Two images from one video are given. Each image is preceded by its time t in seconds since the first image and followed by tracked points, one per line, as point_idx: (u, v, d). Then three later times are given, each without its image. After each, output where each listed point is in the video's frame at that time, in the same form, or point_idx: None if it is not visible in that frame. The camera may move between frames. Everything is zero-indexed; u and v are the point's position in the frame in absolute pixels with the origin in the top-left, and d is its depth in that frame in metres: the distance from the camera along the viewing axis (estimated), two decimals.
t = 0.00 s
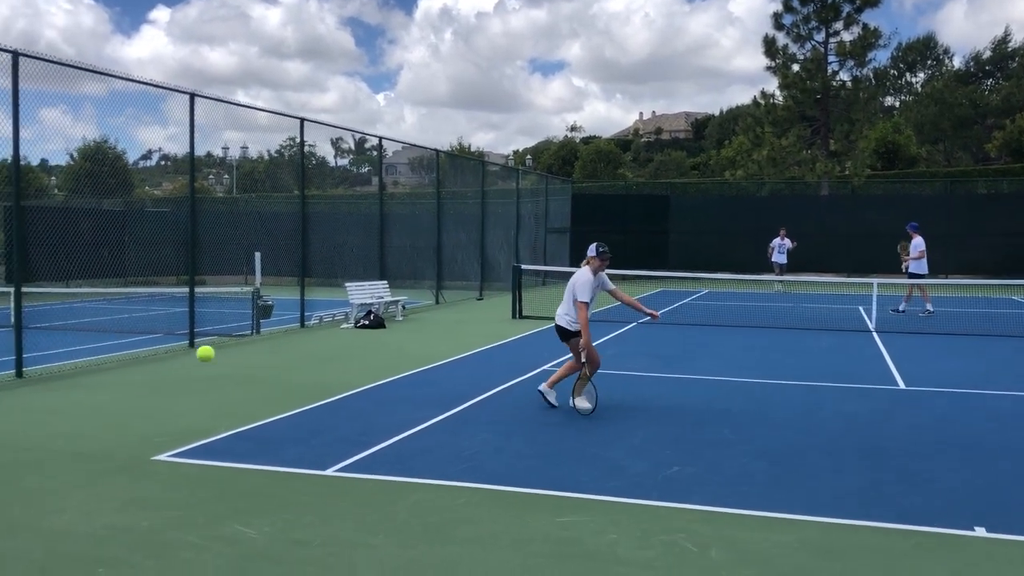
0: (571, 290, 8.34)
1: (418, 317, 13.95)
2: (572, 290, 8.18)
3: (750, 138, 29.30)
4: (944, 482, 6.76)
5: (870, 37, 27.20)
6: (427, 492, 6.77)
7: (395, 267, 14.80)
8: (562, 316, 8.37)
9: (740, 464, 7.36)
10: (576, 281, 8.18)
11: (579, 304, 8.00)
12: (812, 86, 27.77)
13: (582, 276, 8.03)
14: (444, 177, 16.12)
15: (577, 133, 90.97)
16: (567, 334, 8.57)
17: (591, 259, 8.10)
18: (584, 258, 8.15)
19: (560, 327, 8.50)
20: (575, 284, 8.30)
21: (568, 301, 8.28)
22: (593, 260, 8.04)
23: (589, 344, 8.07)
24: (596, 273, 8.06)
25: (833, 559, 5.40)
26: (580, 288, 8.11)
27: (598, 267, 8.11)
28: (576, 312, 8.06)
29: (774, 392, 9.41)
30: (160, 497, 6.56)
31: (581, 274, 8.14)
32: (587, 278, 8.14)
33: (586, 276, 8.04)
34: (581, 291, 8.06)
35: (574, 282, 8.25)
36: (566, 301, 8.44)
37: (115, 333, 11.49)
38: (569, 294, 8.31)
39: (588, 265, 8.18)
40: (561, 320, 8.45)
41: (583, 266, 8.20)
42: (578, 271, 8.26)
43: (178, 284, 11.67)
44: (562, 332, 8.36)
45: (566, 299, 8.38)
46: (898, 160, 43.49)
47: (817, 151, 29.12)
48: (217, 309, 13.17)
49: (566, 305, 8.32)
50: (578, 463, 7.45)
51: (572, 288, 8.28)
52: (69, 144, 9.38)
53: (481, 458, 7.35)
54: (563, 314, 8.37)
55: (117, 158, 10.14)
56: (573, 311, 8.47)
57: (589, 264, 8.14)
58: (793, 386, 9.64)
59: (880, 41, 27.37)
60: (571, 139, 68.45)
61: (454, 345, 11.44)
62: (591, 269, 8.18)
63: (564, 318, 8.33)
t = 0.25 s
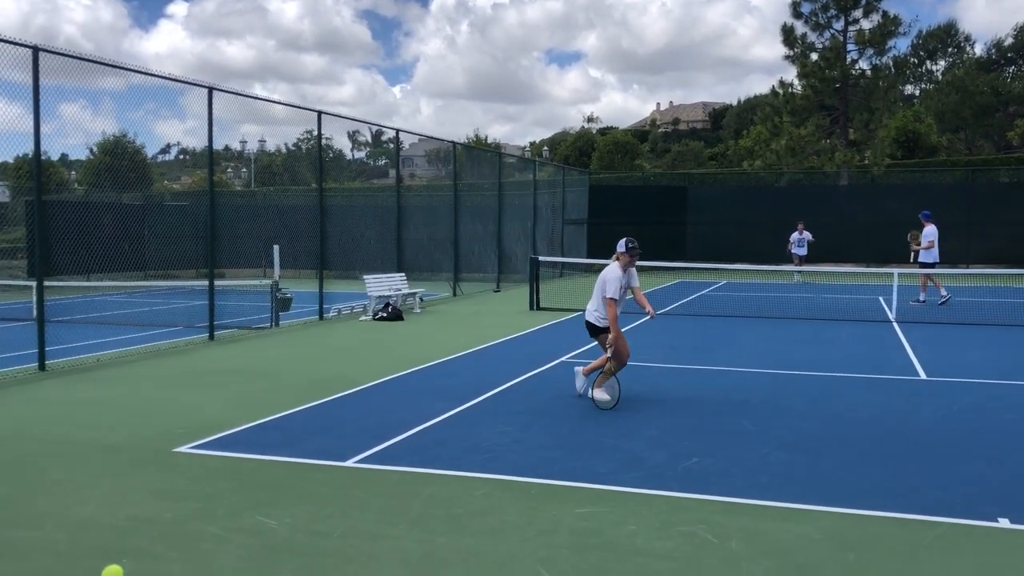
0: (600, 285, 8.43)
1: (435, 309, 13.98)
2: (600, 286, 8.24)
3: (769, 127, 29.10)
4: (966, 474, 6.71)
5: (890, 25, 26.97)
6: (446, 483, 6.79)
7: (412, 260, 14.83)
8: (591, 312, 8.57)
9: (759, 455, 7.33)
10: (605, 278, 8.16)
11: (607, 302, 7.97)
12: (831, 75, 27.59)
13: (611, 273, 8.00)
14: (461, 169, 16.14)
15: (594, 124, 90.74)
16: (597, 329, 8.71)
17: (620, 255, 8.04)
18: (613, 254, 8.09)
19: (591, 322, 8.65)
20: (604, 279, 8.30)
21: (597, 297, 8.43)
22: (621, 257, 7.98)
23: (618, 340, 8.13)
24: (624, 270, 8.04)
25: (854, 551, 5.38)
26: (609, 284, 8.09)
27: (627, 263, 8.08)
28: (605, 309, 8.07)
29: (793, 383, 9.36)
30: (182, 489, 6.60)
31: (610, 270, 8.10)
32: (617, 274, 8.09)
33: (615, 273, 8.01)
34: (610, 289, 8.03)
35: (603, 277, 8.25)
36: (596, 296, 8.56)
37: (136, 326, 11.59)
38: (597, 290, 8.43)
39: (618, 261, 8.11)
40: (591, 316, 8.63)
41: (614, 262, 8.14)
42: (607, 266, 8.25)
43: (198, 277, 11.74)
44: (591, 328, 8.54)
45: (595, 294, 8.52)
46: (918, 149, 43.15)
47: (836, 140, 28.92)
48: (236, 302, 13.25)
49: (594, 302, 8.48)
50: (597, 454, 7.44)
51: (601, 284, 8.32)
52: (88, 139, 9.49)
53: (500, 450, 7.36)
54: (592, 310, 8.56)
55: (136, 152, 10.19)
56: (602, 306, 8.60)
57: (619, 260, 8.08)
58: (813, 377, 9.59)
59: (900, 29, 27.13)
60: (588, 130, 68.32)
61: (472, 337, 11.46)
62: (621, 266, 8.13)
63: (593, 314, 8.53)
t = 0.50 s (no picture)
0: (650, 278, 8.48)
1: (467, 298, 14.03)
2: (651, 278, 8.29)
3: (803, 112, 28.67)
4: (1004, 461, 6.62)
5: (926, 7, 26.56)
6: (480, 470, 6.83)
7: (443, 248, 14.89)
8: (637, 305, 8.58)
9: (794, 443, 7.29)
10: (657, 270, 8.23)
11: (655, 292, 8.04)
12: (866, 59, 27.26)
13: (665, 266, 8.07)
14: (491, 157, 16.14)
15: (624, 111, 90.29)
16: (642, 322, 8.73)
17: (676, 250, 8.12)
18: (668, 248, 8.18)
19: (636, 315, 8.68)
20: (656, 272, 8.37)
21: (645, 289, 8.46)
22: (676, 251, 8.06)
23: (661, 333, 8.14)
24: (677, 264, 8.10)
25: (890, 539, 5.34)
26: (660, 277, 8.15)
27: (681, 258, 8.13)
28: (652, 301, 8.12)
29: (828, 370, 9.29)
30: (220, 476, 6.68)
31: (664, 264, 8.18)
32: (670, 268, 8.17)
33: (668, 267, 8.08)
34: (661, 281, 8.10)
35: (655, 270, 8.32)
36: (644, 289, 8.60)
37: (173, 315, 11.75)
38: (647, 283, 8.47)
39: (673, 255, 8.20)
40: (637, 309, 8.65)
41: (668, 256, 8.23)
42: (661, 260, 8.33)
43: (232, 266, 11.86)
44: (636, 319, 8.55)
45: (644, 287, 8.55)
46: (955, 133, 42.49)
47: (870, 125, 28.59)
48: (270, 292, 13.39)
49: (643, 294, 8.50)
50: (630, 442, 7.44)
51: (651, 276, 8.38)
52: (124, 131, 9.61)
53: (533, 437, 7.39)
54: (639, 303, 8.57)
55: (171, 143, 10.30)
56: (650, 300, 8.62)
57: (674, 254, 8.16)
58: (848, 364, 9.50)
59: (937, 11, 26.72)
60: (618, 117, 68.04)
61: (504, 325, 11.48)
62: (675, 260, 8.20)
63: (640, 306, 8.54)
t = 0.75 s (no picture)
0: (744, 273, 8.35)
1: (526, 282, 14.04)
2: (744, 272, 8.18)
3: (871, 91, 28.07)
4: None
5: None
6: (541, 452, 6.84)
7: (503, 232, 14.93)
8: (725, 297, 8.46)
9: (861, 429, 7.14)
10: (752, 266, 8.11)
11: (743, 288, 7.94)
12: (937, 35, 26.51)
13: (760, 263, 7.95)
14: (550, 140, 16.09)
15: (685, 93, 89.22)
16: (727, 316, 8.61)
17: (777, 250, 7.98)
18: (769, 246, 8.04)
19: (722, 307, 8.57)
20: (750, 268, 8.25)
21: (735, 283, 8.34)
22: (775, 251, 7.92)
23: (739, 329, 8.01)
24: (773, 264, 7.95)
25: (963, 528, 5.20)
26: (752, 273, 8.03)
27: (781, 259, 7.96)
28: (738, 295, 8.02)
29: (896, 356, 9.06)
30: (287, 455, 6.82)
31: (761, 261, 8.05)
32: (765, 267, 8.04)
33: (763, 266, 7.95)
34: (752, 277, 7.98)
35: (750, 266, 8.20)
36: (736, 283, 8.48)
37: (240, 299, 11.99)
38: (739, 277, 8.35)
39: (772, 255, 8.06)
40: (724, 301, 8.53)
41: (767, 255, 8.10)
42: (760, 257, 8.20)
43: (295, 251, 12.05)
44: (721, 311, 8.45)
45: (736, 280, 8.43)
46: None
47: (941, 103, 27.83)
48: (333, 276, 13.59)
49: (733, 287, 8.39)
50: (692, 426, 7.37)
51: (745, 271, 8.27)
52: (191, 117, 9.82)
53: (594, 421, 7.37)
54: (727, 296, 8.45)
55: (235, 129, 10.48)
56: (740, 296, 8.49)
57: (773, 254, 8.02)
58: (918, 349, 9.26)
59: None
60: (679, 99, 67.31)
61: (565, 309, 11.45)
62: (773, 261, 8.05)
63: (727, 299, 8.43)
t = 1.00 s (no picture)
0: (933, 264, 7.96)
1: (669, 246, 13.85)
2: (932, 262, 7.80)
3: None
4: None
5: None
6: (686, 417, 6.77)
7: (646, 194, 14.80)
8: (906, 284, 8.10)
9: None
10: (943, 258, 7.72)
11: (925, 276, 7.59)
12: None
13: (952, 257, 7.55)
14: (697, 100, 15.74)
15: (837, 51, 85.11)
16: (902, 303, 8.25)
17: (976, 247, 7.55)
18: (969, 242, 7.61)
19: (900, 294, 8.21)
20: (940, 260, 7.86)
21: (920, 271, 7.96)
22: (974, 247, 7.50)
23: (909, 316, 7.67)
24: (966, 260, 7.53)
25: None
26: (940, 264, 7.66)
27: (978, 260, 7.53)
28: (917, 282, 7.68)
29: None
30: (435, 409, 7.04)
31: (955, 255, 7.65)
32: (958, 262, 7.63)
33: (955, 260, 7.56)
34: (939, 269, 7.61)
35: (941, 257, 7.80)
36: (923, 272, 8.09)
37: (388, 259, 12.39)
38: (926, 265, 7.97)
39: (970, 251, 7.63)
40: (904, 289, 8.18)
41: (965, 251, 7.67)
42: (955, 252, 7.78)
43: (439, 213, 12.34)
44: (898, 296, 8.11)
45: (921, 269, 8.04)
46: None
47: None
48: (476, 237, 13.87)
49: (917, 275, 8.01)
50: (845, 396, 7.11)
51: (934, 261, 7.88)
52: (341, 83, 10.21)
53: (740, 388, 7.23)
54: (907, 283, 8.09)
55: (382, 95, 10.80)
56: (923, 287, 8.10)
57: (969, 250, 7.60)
58: None
59: None
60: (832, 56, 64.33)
61: (709, 274, 11.22)
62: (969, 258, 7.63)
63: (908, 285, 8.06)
